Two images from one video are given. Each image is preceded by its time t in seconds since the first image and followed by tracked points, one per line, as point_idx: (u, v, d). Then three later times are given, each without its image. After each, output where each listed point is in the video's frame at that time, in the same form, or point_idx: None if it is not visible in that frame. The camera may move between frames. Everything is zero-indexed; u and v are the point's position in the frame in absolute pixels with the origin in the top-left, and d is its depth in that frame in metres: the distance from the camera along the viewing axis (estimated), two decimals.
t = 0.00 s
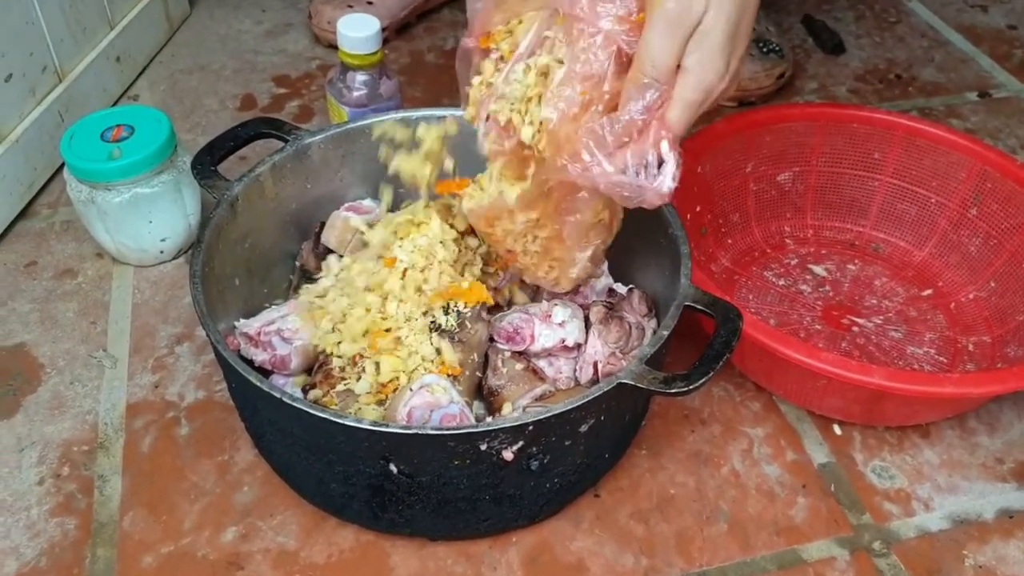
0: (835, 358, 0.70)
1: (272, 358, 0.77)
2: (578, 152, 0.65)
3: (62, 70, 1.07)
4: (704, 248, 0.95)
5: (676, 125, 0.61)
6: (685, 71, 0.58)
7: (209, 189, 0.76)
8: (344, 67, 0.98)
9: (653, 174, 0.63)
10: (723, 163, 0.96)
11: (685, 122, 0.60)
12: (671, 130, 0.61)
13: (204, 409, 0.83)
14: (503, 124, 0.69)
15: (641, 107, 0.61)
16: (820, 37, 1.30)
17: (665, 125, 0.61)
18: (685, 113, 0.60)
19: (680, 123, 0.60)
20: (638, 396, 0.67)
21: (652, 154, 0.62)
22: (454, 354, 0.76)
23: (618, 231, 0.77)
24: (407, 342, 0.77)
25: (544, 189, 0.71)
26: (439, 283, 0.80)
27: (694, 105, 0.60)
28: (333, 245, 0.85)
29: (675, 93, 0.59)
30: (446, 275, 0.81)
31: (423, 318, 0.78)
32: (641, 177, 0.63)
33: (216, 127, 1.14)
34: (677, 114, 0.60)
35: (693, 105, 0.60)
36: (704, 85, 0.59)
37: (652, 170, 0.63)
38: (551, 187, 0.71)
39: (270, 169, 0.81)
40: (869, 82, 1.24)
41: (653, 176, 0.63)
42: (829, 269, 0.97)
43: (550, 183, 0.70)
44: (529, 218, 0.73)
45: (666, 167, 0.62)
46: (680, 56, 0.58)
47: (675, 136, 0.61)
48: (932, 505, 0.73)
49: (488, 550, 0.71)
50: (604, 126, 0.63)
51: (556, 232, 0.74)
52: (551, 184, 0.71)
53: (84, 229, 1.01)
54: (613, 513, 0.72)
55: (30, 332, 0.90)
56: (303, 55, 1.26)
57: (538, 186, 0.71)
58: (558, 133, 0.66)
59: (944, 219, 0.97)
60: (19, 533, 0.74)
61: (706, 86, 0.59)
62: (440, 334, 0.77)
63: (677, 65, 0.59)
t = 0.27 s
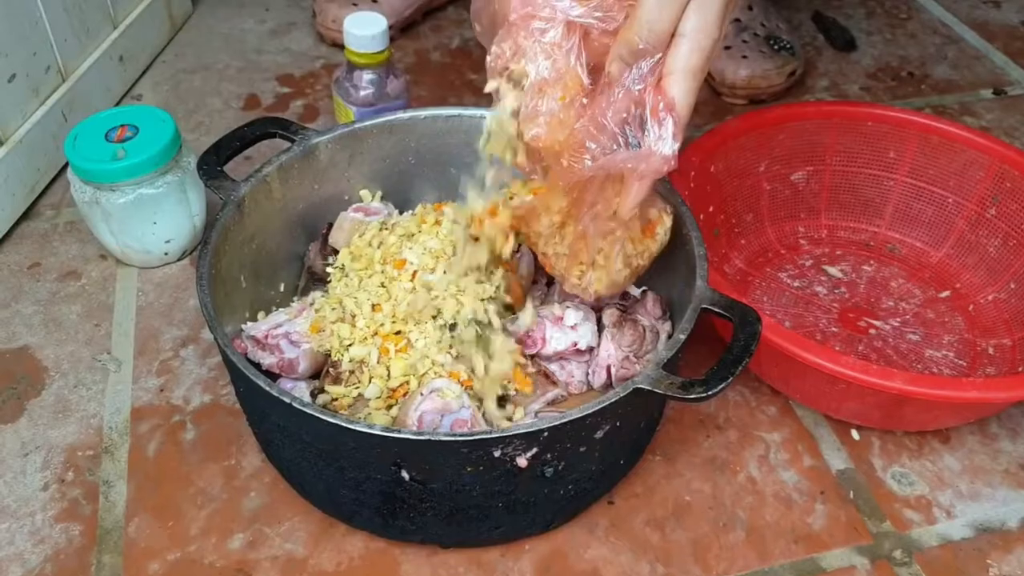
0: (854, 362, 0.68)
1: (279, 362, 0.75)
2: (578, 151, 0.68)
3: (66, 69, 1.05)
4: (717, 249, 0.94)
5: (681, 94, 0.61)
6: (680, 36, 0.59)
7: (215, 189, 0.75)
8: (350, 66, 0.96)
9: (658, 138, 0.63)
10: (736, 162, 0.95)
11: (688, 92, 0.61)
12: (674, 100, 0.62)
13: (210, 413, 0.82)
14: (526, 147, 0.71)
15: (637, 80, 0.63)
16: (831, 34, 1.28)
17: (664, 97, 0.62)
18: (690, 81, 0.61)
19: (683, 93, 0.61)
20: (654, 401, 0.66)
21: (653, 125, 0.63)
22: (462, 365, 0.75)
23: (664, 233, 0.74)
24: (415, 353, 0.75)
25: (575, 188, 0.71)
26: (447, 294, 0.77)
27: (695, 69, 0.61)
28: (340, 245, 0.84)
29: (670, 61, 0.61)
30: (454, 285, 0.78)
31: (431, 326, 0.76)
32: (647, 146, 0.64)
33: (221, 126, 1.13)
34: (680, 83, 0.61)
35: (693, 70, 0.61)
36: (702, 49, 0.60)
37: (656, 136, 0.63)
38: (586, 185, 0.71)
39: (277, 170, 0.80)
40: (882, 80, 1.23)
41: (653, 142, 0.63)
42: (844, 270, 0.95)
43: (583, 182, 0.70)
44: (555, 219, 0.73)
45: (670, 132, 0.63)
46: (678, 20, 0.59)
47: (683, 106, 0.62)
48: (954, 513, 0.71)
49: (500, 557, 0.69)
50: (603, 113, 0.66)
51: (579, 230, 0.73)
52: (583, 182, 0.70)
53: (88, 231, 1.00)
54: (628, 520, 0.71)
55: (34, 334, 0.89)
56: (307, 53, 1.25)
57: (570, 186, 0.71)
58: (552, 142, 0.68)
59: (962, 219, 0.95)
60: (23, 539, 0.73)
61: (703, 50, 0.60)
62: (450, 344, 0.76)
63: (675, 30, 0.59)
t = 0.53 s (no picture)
0: (879, 367, 0.67)
1: (288, 367, 0.74)
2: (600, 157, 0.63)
3: (69, 69, 1.04)
4: (733, 250, 0.92)
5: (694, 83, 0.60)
6: (678, 23, 0.58)
7: (223, 190, 0.73)
8: (359, 65, 0.95)
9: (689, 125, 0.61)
10: (752, 162, 0.93)
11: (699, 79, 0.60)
12: (685, 87, 0.60)
13: (216, 419, 0.81)
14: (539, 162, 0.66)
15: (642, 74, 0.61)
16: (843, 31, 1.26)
17: (678, 81, 0.60)
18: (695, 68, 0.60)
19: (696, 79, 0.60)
20: (674, 408, 0.64)
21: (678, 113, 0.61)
22: (474, 371, 0.73)
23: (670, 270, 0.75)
24: (426, 358, 0.73)
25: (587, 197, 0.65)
26: (459, 301, 0.75)
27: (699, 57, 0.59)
28: (349, 247, 0.82)
29: (674, 49, 0.59)
30: (466, 292, 0.76)
31: (442, 332, 0.74)
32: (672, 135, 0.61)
33: (226, 127, 1.11)
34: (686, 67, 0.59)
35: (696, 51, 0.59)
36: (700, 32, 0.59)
37: (685, 125, 0.61)
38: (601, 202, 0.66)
39: (286, 171, 0.78)
40: (896, 77, 1.21)
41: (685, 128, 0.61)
42: (862, 271, 0.93)
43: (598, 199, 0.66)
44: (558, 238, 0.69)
45: (704, 113, 0.60)
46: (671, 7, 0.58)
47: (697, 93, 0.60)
48: (980, 522, 0.70)
49: (513, 567, 0.68)
50: (617, 119, 0.63)
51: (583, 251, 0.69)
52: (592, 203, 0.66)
53: (92, 232, 0.98)
54: (644, 529, 0.70)
55: (38, 338, 0.88)
56: (312, 52, 1.23)
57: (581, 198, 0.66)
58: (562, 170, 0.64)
59: (983, 220, 0.93)
60: (28, 547, 0.72)
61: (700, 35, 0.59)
62: (460, 348, 0.74)
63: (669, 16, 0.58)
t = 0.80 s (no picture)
0: (905, 374, 0.66)
1: (297, 372, 0.72)
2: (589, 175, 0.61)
3: (72, 68, 1.03)
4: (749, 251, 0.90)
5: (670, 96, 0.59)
6: (660, 33, 0.57)
7: (230, 193, 0.72)
8: (366, 64, 0.93)
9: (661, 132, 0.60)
10: (768, 161, 0.91)
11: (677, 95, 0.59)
12: (666, 100, 0.59)
13: (223, 425, 0.79)
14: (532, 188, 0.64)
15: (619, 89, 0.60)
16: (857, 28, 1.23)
17: (655, 91, 0.59)
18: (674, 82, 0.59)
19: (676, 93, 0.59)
20: (694, 416, 0.62)
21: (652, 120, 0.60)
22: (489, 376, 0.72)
23: (720, 249, 0.65)
24: (438, 364, 0.72)
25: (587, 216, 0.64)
26: (471, 305, 0.73)
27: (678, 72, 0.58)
28: (358, 250, 0.80)
29: (655, 62, 0.58)
30: (477, 296, 0.74)
31: (453, 337, 0.72)
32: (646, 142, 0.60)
33: (231, 127, 1.10)
34: (663, 79, 0.59)
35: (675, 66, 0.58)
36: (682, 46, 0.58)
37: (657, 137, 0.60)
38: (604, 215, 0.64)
39: (293, 172, 0.77)
40: (912, 74, 1.18)
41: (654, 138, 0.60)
42: (880, 273, 0.91)
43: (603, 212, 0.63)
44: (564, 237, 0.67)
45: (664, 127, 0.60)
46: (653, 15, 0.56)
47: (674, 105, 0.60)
48: (1008, 532, 0.68)
49: None
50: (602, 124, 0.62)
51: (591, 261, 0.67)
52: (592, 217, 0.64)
53: (96, 235, 0.97)
54: (661, 539, 0.68)
55: (42, 343, 0.86)
56: (317, 51, 1.22)
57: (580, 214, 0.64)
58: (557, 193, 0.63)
59: (1006, 220, 0.91)
60: (32, 556, 0.70)
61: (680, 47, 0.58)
62: (472, 353, 0.72)
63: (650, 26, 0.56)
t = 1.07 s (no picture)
0: (933, 379, 0.64)
1: (305, 377, 0.71)
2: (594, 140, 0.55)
3: (75, 68, 1.02)
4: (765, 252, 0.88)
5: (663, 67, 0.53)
6: None
7: (235, 192, 0.70)
8: (374, 60, 0.91)
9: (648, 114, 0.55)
10: (784, 160, 0.89)
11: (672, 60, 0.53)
12: (660, 66, 0.53)
13: (229, 431, 0.78)
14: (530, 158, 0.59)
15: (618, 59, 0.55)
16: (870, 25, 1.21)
17: (653, 58, 0.53)
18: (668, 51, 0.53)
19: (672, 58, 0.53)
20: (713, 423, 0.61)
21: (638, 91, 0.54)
22: (502, 381, 0.70)
23: (722, 229, 0.64)
24: (448, 369, 0.70)
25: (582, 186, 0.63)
26: (482, 308, 0.72)
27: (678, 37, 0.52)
28: (366, 251, 0.79)
29: (656, 22, 0.51)
30: (489, 298, 0.72)
31: (465, 341, 0.71)
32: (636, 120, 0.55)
33: (235, 128, 1.09)
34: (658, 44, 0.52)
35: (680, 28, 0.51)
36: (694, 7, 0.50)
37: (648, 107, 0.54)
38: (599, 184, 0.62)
39: (300, 171, 0.75)
40: (927, 72, 1.16)
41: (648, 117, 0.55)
42: (899, 275, 0.89)
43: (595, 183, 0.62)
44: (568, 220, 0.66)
45: (655, 102, 0.54)
46: None
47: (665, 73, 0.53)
48: None
49: None
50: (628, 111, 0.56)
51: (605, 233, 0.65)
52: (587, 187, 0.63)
53: (100, 237, 0.96)
54: (678, 549, 0.66)
55: (46, 347, 0.85)
56: (322, 51, 1.20)
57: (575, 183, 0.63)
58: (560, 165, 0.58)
59: None
60: (37, 566, 0.69)
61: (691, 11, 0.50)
62: (484, 358, 0.70)
63: None
